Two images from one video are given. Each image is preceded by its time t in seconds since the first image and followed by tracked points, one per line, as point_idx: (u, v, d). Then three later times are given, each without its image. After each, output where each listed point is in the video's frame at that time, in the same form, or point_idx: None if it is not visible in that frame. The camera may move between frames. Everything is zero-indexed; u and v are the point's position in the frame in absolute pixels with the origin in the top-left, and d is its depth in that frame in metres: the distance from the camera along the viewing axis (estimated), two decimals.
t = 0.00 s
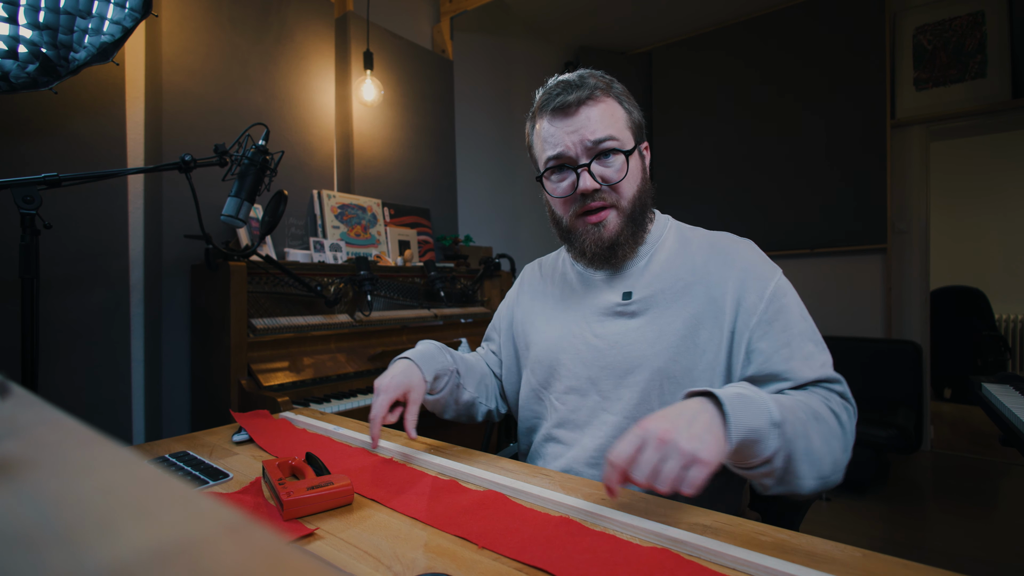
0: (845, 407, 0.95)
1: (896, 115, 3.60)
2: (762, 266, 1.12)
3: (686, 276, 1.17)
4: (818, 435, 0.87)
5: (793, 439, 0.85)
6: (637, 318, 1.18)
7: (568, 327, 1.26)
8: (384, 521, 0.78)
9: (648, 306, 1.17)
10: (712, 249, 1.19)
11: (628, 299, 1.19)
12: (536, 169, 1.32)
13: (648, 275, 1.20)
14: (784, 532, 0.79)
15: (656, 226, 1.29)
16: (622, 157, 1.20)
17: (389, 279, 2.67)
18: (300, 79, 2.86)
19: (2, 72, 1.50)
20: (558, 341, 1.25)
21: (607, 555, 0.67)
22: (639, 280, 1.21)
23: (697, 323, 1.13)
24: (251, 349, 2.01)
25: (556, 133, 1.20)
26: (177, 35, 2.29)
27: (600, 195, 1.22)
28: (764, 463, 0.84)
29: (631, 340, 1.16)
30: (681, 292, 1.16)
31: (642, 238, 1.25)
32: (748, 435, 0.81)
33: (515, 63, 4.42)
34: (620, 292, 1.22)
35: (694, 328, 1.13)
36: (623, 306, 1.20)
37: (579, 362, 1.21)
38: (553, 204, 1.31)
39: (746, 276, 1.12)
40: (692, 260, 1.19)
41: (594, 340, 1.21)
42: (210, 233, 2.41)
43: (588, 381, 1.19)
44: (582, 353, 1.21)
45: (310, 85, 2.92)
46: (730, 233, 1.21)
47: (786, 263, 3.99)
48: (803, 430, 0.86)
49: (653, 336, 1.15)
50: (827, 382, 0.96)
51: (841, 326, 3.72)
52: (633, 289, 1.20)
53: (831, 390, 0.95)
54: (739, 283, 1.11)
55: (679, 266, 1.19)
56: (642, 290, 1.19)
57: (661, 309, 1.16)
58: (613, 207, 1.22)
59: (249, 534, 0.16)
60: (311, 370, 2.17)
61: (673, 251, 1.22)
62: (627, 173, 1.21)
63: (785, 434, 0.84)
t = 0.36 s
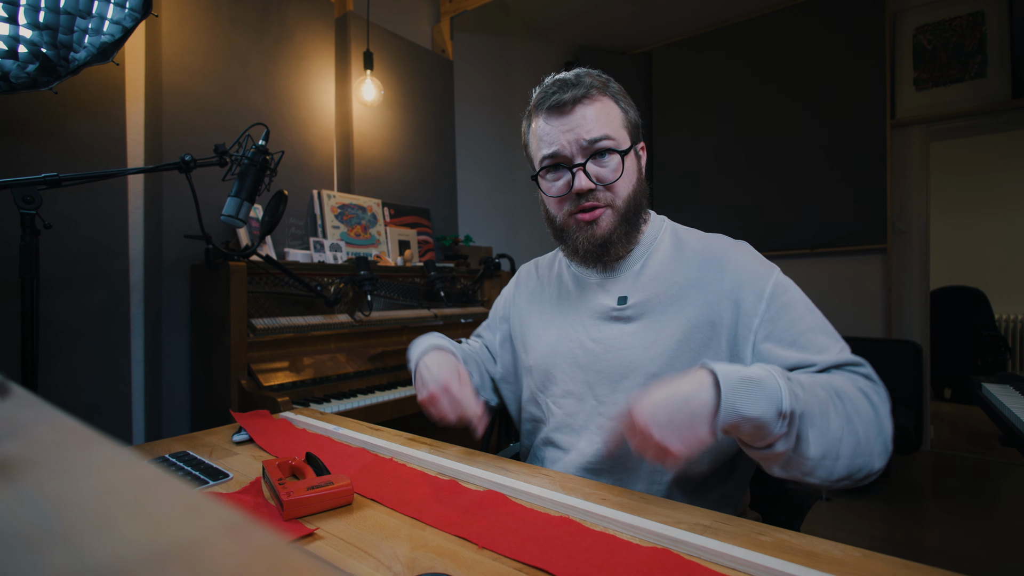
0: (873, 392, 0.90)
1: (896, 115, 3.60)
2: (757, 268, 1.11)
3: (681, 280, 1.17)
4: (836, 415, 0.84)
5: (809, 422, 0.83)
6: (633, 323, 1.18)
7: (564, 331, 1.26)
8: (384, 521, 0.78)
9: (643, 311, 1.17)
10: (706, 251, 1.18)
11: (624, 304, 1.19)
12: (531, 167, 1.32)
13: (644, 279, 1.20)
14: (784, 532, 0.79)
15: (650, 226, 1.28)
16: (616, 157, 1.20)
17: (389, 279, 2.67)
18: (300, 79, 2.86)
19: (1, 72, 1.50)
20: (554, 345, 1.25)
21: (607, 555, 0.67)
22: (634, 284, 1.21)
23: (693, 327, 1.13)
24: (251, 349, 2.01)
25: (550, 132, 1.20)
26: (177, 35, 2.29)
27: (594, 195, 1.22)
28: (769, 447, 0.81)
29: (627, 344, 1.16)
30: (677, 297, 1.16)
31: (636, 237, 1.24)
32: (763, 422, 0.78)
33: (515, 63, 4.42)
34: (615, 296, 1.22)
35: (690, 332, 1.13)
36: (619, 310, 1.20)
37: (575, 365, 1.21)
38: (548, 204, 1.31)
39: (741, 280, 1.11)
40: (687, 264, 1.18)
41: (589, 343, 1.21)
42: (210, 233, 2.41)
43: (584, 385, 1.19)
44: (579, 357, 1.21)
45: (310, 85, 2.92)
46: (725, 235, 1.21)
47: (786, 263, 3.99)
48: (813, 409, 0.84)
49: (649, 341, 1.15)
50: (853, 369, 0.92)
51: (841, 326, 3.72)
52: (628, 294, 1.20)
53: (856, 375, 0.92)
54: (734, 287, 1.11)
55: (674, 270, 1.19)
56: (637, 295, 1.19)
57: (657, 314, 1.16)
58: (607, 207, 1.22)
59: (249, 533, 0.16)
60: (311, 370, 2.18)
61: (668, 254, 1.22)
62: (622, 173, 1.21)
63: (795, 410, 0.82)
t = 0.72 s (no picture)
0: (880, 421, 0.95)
1: (897, 115, 3.60)
2: (762, 274, 1.14)
3: (684, 282, 1.18)
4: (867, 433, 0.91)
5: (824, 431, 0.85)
6: (633, 325, 1.18)
7: (563, 332, 1.25)
8: (384, 521, 0.78)
9: (645, 313, 1.17)
10: (710, 254, 1.19)
11: (624, 305, 1.19)
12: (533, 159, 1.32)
13: (646, 280, 1.20)
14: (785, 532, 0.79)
15: (652, 227, 1.28)
16: (618, 153, 1.20)
17: (389, 279, 2.67)
18: (300, 79, 2.86)
19: (2, 72, 1.50)
20: (554, 346, 1.25)
21: (607, 555, 0.67)
22: (635, 286, 1.21)
23: (695, 331, 1.14)
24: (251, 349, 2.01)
25: (553, 124, 1.20)
26: (177, 35, 2.29)
27: (594, 191, 1.22)
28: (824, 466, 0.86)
29: (627, 346, 1.16)
30: (678, 301, 1.16)
31: (636, 236, 1.24)
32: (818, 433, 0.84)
33: (515, 63, 4.42)
34: (615, 297, 1.21)
35: (693, 336, 1.13)
36: (619, 312, 1.19)
37: (573, 365, 1.21)
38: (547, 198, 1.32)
39: (747, 285, 1.13)
40: (691, 266, 1.19)
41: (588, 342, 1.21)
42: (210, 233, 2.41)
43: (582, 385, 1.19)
44: (578, 358, 1.21)
45: (310, 85, 2.92)
46: (728, 239, 1.23)
47: (785, 262, 3.98)
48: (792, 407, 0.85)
49: (649, 343, 1.15)
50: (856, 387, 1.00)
51: (841, 326, 3.71)
52: (629, 295, 1.20)
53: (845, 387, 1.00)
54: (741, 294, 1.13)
55: (676, 272, 1.19)
56: (639, 297, 1.19)
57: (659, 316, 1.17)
58: (608, 203, 1.22)
59: (249, 533, 0.16)
60: (311, 370, 2.18)
61: (670, 256, 1.22)
62: (623, 169, 1.21)
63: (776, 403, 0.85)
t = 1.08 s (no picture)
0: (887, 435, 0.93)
1: (897, 115, 3.60)
2: (820, 295, 1.09)
3: (738, 298, 1.11)
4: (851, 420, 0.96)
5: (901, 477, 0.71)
6: (680, 339, 1.11)
7: (598, 338, 1.17)
8: (384, 521, 0.77)
9: (694, 329, 1.10)
10: (766, 269, 1.14)
11: (673, 317, 1.12)
12: (610, 129, 1.18)
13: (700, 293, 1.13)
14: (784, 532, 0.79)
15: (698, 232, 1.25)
16: (733, 164, 1.03)
17: (388, 279, 2.66)
18: (300, 79, 2.85)
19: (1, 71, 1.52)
20: (588, 351, 1.17)
21: (609, 553, 0.67)
22: (685, 297, 1.14)
23: (749, 351, 1.07)
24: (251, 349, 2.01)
25: (660, 103, 1.05)
26: (176, 34, 2.29)
27: (632, 194, 1.14)
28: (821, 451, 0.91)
29: (674, 363, 1.10)
30: (731, 319, 1.10)
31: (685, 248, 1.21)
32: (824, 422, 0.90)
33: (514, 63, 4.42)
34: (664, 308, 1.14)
35: (747, 356, 1.07)
36: (667, 325, 1.12)
37: (589, 369, 1.17)
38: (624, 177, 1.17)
39: (806, 307, 1.08)
40: (747, 281, 1.13)
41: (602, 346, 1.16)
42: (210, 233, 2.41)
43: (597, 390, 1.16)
44: (616, 369, 1.14)
45: (310, 85, 2.92)
46: (782, 251, 1.19)
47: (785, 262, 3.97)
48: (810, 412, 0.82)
49: (698, 362, 1.08)
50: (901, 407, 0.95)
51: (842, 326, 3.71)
52: (679, 308, 1.13)
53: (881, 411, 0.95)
54: (800, 316, 1.07)
55: (726, 285, 1.13)
56: (689, 310, 1.11)
57: (708, 333, 1.10)
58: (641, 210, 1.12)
59: (249, 534, 0.16)
60: (311, 370, 2.18)
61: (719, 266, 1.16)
62: (733, 187, 1.05)
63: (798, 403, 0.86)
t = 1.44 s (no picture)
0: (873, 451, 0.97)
1: (897, 115, 3.60)
2: (844, 313, 1.12)
3: (766, 308, 1.12)
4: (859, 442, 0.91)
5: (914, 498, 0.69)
6: (706, 347, 1.10)
7: (622, 341, 1.16)
8: (383, 521, 0.77)
9: (721, 337, 1.10)
10: (793, 281, 1.16)
11: (701, 325, 1.11)
12: (663, 114, 1.15)
13: (728, 300, 1.13)
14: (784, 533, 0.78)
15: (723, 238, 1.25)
16: (786, 168, 1.02)
17: (388, 279, 2.66)
18: (299, 79, 2.85)
19: (1, 71, 1.51)
20: (611, 354, 1.16)
21: (609, 553, 0.66)
22: (712, 303, 1.13)
23: (775, 362, 1.08)
24: (251, 349, 2.01)
25: (726, 93, 1.02)
26: (176, 34, 2.29)
27: (676, 186, 1.11)
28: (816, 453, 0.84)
29: (700, 371, 1.09)
30: (758, 328, 1.10)
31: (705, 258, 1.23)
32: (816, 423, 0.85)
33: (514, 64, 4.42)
34: (691, 314, 1.13)
35: (773, 366, 1.08)
36: (695, 332, 1.11)
37: (610, 374, 1.15)
38: (670, 166, 1.13)
39: (831, 322, 1.10)
40: (775, 290, 1.14)
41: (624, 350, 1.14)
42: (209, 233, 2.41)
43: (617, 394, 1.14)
44: (639, 374, 1.13)
45: (310, 85, 2.92)
46: (809, 263, 1.21)
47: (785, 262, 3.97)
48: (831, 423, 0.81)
49: (724, 370, 1.08)
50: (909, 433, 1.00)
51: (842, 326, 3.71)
52: (706, 314, 1.12)
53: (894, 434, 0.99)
54: (823, 329, 1.09)
55: (754, 294, 1.14)
56: (716, 317, 1.11)
57: (734, 342, 1.10)
58: (683, 203, 1.10)
59: (249, 533, 0.16)
60: (310, 370, 2.17)
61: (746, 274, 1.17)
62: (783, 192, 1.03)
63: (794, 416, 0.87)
